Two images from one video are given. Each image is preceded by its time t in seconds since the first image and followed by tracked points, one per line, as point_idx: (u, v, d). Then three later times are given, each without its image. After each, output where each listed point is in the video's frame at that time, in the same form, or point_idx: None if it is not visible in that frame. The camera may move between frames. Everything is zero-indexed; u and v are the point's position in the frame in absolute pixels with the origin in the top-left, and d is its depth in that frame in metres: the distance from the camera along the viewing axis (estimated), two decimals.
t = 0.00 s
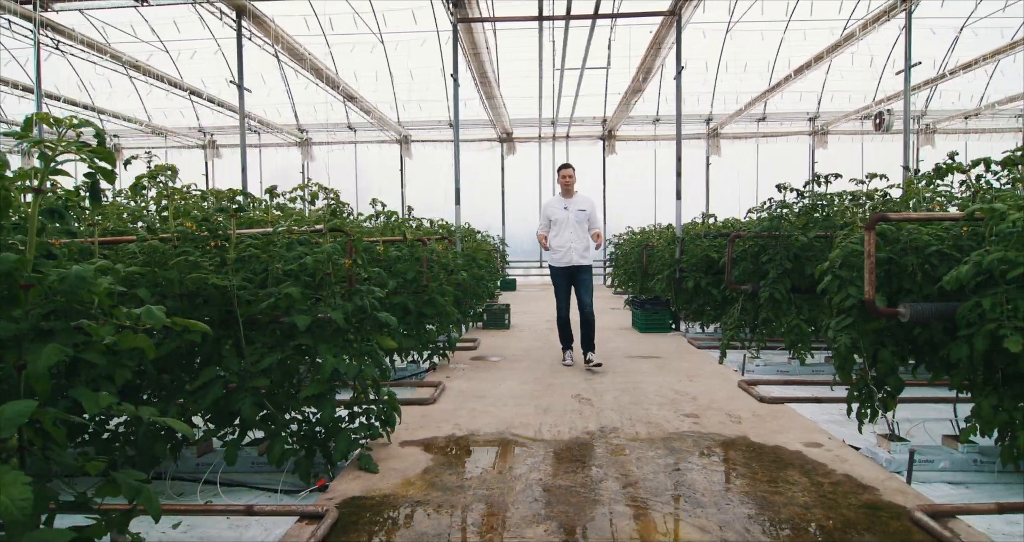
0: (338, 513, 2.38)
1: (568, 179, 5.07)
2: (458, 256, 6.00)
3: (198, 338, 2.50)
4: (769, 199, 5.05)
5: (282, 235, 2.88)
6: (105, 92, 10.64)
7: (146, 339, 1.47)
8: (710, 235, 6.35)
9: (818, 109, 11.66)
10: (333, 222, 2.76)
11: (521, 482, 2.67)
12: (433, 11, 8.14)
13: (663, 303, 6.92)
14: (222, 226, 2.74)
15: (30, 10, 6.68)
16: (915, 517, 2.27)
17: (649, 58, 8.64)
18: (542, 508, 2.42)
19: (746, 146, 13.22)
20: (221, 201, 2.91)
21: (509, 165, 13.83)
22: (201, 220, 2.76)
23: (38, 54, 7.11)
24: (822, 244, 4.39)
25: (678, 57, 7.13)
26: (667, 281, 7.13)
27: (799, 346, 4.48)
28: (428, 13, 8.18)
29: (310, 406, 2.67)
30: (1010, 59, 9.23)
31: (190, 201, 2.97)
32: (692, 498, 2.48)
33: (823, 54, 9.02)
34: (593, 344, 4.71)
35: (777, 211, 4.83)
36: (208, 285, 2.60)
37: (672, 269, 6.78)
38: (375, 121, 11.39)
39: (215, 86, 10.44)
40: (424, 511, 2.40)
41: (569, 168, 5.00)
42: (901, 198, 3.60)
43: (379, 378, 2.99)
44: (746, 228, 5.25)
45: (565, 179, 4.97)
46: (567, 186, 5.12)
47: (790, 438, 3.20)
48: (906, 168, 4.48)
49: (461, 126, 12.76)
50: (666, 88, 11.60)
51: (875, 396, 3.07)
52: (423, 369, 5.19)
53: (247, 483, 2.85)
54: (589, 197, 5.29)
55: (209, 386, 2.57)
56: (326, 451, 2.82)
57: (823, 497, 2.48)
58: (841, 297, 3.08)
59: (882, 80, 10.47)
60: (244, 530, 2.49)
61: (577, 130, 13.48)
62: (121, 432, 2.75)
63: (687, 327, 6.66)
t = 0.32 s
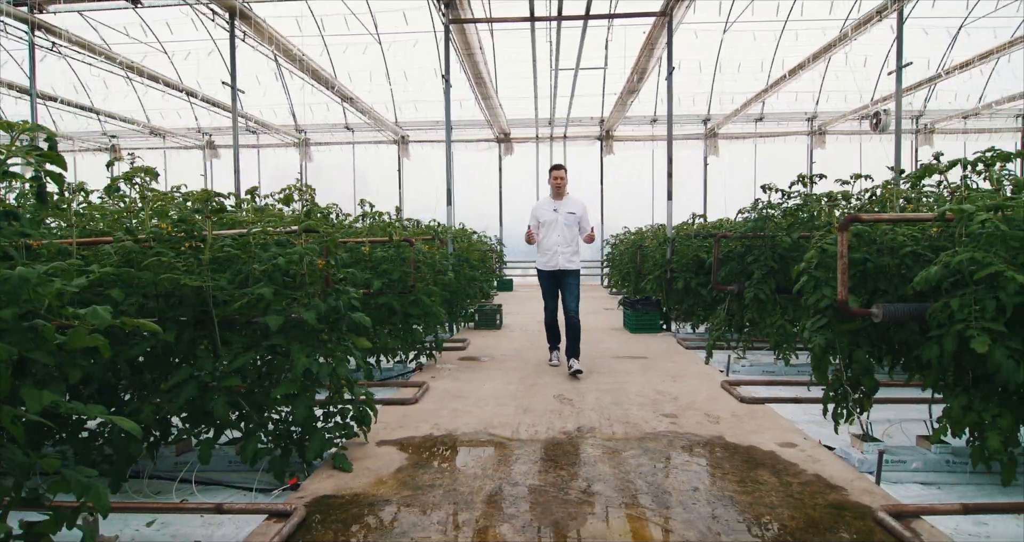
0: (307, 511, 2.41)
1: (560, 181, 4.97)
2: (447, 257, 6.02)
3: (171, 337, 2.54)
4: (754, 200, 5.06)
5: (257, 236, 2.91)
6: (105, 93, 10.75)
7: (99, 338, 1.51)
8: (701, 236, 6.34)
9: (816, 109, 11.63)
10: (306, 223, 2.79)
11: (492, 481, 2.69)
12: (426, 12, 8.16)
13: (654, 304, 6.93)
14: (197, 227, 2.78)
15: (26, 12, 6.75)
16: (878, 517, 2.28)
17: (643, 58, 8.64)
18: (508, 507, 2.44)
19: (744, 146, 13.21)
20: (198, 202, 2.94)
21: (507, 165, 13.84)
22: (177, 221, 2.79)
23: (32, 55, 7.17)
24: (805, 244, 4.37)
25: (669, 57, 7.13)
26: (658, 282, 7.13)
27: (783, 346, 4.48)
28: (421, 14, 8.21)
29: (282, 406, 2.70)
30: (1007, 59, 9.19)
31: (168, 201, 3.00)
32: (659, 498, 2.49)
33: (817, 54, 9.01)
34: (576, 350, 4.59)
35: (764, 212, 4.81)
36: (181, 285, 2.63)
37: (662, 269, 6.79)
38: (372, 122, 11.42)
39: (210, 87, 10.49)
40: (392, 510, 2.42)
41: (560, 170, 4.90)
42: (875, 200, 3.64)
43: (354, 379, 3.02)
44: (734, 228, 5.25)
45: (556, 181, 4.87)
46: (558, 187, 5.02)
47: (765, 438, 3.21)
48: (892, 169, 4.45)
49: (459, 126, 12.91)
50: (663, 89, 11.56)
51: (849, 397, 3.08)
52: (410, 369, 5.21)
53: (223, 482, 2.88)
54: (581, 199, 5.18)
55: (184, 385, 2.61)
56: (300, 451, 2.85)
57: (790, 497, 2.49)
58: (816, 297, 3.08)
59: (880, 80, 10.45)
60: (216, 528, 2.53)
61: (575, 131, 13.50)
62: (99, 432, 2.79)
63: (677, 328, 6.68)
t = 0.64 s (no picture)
0: (279, 509, 2.44)
1: (556, 177, 4.61)
2: (438, 257, 6.05)
3: (149, 337, 2.57)
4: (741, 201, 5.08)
5: (235, 236, 2.95)
6: (107, 94, 10.88)
7: (56, 337, 1.53)
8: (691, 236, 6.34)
9: (815, 109, 11.60)
10: (282, 224, 2.83)
11: (464, 480, 2.71)
12: (420, 13, 8.20)
13: (647, 304, 6.93)
14: (175, 228, 2.81)
15: (23, 15, 6.85)
16: (845, 518, 2.29)
17: (638, 59, 8.65)
18: (478, 506, 2.46)
19: (743, 146, 13.20)
20: (176, 203, 2.97)
21: (505, 165, 13.87)
22: (156, 222, 2.83)
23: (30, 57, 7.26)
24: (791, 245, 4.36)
25: (662, 57, 7.14)
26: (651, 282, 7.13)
27: (768, 347, 4.48)
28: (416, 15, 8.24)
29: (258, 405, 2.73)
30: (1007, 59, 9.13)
31: (148, 202, 3.04)
32: (629, 497, 2.50)
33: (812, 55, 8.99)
34: (562, 353, 4.57)
35: (752, 212, 4.80)
36: (158, 286, 2.67)
37: (654, 270, 6.80)
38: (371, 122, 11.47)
39: (208, 88, 10.56)
40: (362, 509, 2.45)
41: (558, 166, 4.54)
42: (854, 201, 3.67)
43: (332, 379, 3.04)
44: (722, 229, 5.25)
45: (552, 178, 4.52)
46: (554, 184, 4.68)
47: (744, 438, 3.21)
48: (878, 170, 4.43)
49: (457, 127, 12.99)
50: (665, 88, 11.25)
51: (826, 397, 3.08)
52: (399, 368, 5.25)
53: (203, 479, 2.92)
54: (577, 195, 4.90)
55: (161, 384, 2.65)
56: (278, 449, 2.89)
57: (760, 498, 2.50)
58: (793, 298, 3.09)
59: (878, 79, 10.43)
60: (193, 524, 2.56)
61: (574, 131, 13.52)
62: (82, 430, 2.84)
63: (670, 328, 6.68)
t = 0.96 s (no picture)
0: (251, 507, 2.47)
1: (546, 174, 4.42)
2: (429, 257, 6.07)
3: (126, 336, 2.60)
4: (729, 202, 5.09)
5: (214, 236, 2.99)
6: (107, 95, 10.97)
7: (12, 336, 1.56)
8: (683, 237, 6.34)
9: (814, 109, 11.57)
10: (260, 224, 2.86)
11: (437, 480, 2.72)
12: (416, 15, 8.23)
13: (639, 304, 6.92)
14: (155, 229, 2.83)
15: (22, 16, 6.95)
16: (811, 519, 2.29)
17: (634, 59, 8.65)
18: (447, 505, 2.47)
19: (743, 146, 13.19)
20: (155, 203, 2.99)
21: (505, 165, 13.89)
22: (135, 223, 2.86)
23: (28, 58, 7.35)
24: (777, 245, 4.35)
25: (655, 57, 7.13)
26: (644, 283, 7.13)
27: (755, 348, 4.47)
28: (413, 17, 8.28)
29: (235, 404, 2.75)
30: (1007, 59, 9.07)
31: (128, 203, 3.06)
32: (599, 498, 2.51)
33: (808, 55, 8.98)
34: (550, 353, 4.55)
35: (740, 213, 4.79)
36: (136, 286, 2.70)
37: (646, 270, 6.79)
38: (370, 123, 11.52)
39: (206, 89, 10.63)
40: (334, 507, 2.47)
41: (547, 162, 4.35)
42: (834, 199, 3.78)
43: (310, 380, 3.06)
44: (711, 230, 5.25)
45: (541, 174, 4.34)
46: (543, 181, 4.47)
47: (722, 439, 3.21)
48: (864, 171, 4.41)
49: (456, 127, 13.03)
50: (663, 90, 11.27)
51: (805, 398, 3.07)
52: (388, 368, 5.27)
53: (183, 477, 2.95)
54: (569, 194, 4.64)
55: (139, 384, 2.68)
56: (255, 448, 2.91)
57: (729, 498, 2.50)
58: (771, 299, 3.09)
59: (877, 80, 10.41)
60: (169, 522, 2.59)
61: (572, 131, 13.52)
62: (64, 428, 2.88)
63: (661, 329, 6.68)
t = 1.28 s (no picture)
0: (228, 505, 2.50)
1: (526, 177, 4.40)
2: (420, 258, 6.09)
3: (108, 336, 2.65)
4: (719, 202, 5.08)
5: (196, 238, 3.03)
6: (108, 95, 11.09)
7: None
8: (675, 237, 6.33)
9: (814, 109, 11.51)
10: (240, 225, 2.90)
11: (414, 479, 2.74)
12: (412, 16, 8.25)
13: (633, 304, 6.92)
14: (137, 231, 2.87)
15: (21, 19, 7.04)
16: (781, 519, 2.30)
17: (631, 61, 8.63)
18: (420, 504, 2.50)
19: (742, 146, 13.15)
20: (137, 206, 3.02)
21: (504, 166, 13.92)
22: (118, 225, 2.90)
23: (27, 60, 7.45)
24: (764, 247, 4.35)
25: (649, 58, 7.13)
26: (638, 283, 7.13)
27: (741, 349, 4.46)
28: (408, 19, 8.31)
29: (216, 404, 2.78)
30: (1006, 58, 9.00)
31: (113, 206, 3.11)
32: (571, 497, 2.53)
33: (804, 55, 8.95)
34: (537, 352, 4.56)
35: (729, 213, 4.78)
36: (118, 288, 2.74)
37: (640, 271, 6.80)
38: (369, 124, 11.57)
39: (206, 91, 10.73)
40: (309, 506, 2.49)
41: (528, 164, 4.33)
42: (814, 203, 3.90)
43: (291, 380, 3.09)
44: (701, 230, 5.24)
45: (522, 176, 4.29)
46: (524, 184, 4.44)
47: (702, 440, 3.22)
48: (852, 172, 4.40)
49: (455, 127, 13.06)
50: (661, 92, 11.29)
51: (784, 400, 3.07)
52: (378, 368, 5.30)
53: (166, 476, 2.99)
54: (549, 197, 4.64)
55: (122, 383, 2.71)
56: (236, 447, 2.95)
57: (700, 499, 2.51)
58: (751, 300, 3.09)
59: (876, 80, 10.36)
60: (149, 520, 2.62)
61: (572, 131, 13.53)
62: (50, 427, 2.92)
63: (654, 329, 6.67)
